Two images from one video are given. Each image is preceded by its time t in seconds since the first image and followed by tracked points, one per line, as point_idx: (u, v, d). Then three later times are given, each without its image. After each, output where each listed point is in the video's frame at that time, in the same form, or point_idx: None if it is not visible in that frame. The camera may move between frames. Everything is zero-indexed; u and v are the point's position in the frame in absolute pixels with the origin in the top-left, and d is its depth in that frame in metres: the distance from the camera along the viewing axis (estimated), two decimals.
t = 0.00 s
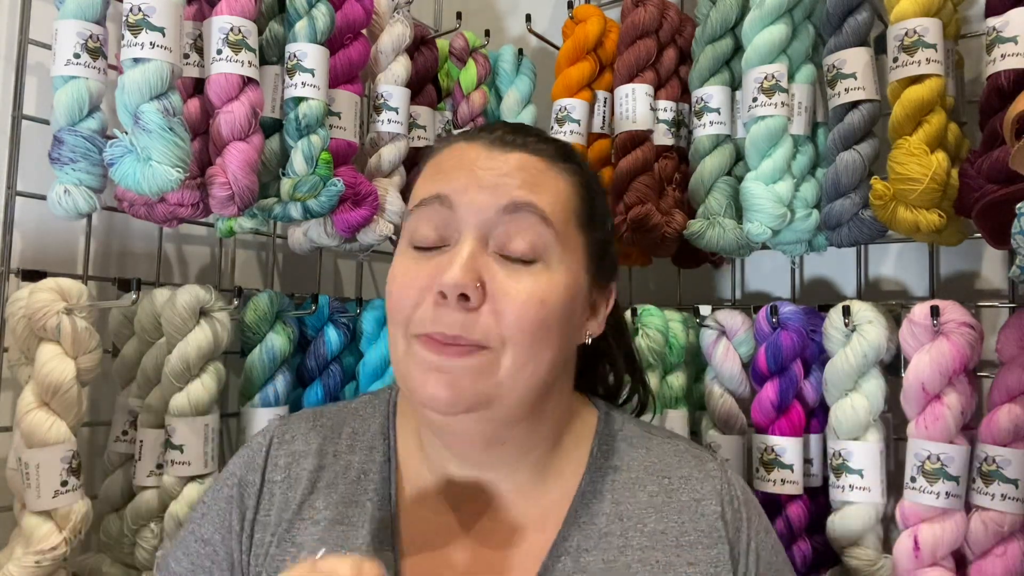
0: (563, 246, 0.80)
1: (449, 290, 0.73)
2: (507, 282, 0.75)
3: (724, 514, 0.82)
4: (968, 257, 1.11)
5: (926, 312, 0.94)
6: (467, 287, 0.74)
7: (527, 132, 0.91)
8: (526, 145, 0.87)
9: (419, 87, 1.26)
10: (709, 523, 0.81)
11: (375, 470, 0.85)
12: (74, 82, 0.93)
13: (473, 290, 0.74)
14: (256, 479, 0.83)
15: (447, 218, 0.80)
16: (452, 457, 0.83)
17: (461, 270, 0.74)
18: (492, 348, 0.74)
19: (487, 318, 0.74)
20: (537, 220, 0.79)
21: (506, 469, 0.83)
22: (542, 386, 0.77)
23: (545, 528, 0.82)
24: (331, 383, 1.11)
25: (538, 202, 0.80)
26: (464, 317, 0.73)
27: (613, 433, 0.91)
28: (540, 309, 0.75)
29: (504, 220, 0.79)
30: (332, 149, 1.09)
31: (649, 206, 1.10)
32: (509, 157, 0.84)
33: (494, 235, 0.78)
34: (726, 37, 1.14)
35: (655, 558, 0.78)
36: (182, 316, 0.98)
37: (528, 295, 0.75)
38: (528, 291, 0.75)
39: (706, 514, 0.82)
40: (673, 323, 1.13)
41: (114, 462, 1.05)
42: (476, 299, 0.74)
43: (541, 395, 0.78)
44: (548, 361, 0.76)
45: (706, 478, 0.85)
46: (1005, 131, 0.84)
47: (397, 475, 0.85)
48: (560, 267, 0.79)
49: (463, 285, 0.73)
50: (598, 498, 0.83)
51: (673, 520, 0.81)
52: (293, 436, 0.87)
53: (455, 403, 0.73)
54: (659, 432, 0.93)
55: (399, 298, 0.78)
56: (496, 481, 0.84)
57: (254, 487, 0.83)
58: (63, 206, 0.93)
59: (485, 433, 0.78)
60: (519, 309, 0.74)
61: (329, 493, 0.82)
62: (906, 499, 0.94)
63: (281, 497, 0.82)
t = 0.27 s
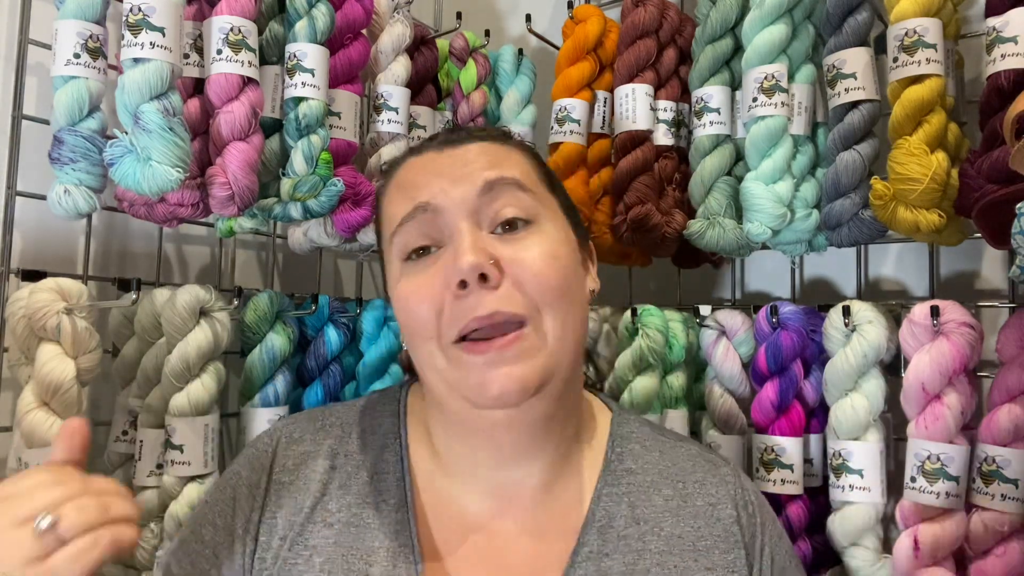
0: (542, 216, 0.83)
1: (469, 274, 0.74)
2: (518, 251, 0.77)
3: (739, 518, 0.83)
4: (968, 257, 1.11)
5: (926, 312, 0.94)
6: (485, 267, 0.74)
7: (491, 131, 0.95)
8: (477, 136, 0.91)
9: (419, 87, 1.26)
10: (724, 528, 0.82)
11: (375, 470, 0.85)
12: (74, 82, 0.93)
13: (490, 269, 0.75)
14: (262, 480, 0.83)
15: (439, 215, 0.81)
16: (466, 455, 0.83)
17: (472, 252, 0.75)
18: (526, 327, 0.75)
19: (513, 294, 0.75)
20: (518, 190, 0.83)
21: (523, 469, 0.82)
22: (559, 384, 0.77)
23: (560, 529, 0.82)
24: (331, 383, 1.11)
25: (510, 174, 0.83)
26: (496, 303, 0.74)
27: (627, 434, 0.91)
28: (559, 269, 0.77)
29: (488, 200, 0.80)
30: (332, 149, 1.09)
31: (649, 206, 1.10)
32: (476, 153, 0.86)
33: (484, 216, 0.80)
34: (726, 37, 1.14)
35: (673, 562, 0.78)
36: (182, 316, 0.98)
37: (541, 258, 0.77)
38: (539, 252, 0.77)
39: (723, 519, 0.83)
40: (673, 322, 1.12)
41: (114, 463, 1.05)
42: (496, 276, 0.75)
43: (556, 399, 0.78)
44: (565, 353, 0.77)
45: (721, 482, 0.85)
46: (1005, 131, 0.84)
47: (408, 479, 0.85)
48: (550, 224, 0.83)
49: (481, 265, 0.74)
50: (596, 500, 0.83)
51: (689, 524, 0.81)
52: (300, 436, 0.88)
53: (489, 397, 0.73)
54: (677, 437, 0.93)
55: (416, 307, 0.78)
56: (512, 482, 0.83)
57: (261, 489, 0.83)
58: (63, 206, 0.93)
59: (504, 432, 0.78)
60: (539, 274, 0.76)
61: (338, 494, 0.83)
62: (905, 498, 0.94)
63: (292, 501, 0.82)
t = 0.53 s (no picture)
0: (528, 260, 0.77)
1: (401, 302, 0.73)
2: (465, 296, 0.75)
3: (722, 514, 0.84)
4: (968, 257, 1.11)
5: (926, 312, 0.94)
6: (417, 299, 0.73)
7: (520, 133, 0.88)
8: (502, 146, 0.85)
9: (419, 87, 1.26)
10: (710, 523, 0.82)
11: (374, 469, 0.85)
12: (74, 82, 0.93)
13: (423, 303, 0.73)
14: (251, 474, 0.83)
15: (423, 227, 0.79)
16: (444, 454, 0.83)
17: (413, 282, 0.74)
18: (442, 363, 0.73)
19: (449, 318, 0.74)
20: (499, 235, 0.76)
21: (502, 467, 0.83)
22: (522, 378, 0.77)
23: (543, 527, 0.83)
24: (331, 383, 1.11)
25: (502, 217, 0.77)
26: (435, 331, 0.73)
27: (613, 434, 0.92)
28: (494, 309, 0.74)
29: (466, 235, 0.77)
30: (332, 149, 1.09)
31: (649, 206, 1.10)
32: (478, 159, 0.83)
33: (456, 250, 0.77)
34: (726, 37, 1.14)
35: (656, 557, 0.78)
36: (182, 316, 0.98)
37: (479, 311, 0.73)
38: (483, 306, 0.74)
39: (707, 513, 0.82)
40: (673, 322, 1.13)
41: (114, 463, 1.05)
42: (428, 312, 0.73)
43: (527, 393, 0.78)
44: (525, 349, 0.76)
45: (704, 480, 0.86)
46: (1005, 131, 0.84)
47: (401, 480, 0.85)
48: (523, 284, 0.77)
49: (412, 298, 0.73)
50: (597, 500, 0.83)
51: (673, 519, 0.81)
52: (293, 431, 0.87)
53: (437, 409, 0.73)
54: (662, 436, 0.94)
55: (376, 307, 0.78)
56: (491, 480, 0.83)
57: (249, 483, 0.82)
58: (63, 206, 0.92)
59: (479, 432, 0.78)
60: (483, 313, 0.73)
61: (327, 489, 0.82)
62: (905, 499, 0.94)
63: (281, 491, 0.81)
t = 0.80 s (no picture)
0: (523, 241, 0.79)
1: (413, 299, 0.74)
2: (475, 280, 0.75)
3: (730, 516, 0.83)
4: (968, 257, 1.11)
5: (926, 312, 0.94)
6: (429, 294, 0.73)
7: (492, 130, 0.91)
8: (476, 140, 0.87)
9: (419, 87, 1.26)
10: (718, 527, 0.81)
11: (370, 469, 0.85)
12: (74, 82, 0.93)
13: (436, 296, 0.73)
14: (255, 475, 0.83)
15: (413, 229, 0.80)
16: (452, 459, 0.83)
17: (423, 277, 0.74)
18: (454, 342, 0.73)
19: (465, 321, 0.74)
20: (488, 213, 0.78)
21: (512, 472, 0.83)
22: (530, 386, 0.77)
23: (551, 529, 0.82)
24: (331, 383, 1.11)
25: (484, 196, 0.79)
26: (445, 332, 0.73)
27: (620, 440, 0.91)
28: (513, 304, 0.74)
29: (455, 221, 0.78)
30: (332, 149, 1.09)
31: (649, 206, 1.10)
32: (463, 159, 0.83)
33: (450, 237, 0.78)
34: (726, 37, 1.14)
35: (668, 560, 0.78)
36: (182, 316, 0.98)
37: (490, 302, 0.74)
38: (495, 284, 0.74)
39: (713, 517, 0.82)
40: (673, 323, 1.13)
41: (114, 463, 1.05)
42: (442, 304, 0.74)
43: (531, 392, 0.78)
44: (533, 354, 0.76)
45: (714, 483, 0.85)
46: (1005, 131, 0.84)
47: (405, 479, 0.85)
48: (522, 252, 0.78)
49: (427, 293, 0.73)
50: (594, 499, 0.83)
51: (683, 523, 0.81)
52: (297, 432, 0.87)
53: (450, 414, 0.73)
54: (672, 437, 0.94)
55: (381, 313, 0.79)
56: (500, 484, 0.84)
57: (253, 483, 0.83)
58: (63, 206, 0.93)
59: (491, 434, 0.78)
60: (493, 313, 0.73)
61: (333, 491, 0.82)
62: (905, 498, 0.94)
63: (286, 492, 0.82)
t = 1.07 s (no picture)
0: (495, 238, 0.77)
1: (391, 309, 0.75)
2: (450, 282, 0.75)
3: (741, 528, 0.83)
4: (968, 257, 1.11)
5: (926, 312, 0.94)
6: (405, 302, 0.74)
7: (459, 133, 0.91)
8: (443, 146, 0.87)
9: (419, 87, 1.26)
10: (727, 539, 0.81)
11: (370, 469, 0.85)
12: (74, 82, 0.93)
13: (412, 303, 0.74)
14: (265, 483, 0.83)
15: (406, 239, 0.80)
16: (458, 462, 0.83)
17: (397, 287, 0.75)
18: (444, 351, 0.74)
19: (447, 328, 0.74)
20: (455, 215, 0.78)
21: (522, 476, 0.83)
22: (516, 380, 0.76)
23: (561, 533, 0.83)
24: (331, 383, 1.11)
25: (452, 199, 0.78)
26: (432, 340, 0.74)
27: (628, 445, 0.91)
28: (486, 302, 0.74)
29: (425, 225, 0.78)
30: (332, 149, 1.09)
31: (649, 206, 1.10)
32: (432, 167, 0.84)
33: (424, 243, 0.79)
34: (726, 37, 1.14)
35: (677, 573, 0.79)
36: (182, 316, 0.98)
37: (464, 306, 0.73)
38: (464, 285, 0.74)
39: (725, 529, 0.82)
40: (673, 323, 1.13)
41: (114, 463, 1.05)
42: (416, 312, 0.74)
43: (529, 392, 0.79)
44: (516, 348, 0.75)
45: (725, 493, 0.85)
46: (1005, 131, 0.84)
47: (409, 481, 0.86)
48: (494, 246, 0.78)
49: (400, 301, 0.74)
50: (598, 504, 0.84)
51: (693, 534, 0.81)
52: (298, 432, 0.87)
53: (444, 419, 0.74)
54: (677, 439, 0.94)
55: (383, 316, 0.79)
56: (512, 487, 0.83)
57: (264, 492, 0.83)
58: (63, 206, 0.92)
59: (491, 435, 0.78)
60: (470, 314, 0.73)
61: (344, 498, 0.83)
62: (906, 498, 0.94)
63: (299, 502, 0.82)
